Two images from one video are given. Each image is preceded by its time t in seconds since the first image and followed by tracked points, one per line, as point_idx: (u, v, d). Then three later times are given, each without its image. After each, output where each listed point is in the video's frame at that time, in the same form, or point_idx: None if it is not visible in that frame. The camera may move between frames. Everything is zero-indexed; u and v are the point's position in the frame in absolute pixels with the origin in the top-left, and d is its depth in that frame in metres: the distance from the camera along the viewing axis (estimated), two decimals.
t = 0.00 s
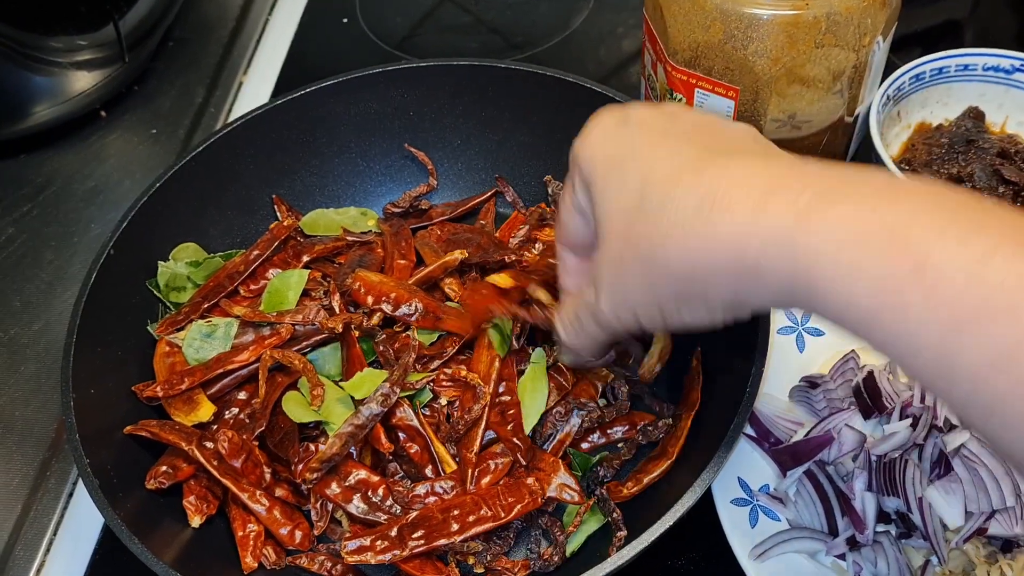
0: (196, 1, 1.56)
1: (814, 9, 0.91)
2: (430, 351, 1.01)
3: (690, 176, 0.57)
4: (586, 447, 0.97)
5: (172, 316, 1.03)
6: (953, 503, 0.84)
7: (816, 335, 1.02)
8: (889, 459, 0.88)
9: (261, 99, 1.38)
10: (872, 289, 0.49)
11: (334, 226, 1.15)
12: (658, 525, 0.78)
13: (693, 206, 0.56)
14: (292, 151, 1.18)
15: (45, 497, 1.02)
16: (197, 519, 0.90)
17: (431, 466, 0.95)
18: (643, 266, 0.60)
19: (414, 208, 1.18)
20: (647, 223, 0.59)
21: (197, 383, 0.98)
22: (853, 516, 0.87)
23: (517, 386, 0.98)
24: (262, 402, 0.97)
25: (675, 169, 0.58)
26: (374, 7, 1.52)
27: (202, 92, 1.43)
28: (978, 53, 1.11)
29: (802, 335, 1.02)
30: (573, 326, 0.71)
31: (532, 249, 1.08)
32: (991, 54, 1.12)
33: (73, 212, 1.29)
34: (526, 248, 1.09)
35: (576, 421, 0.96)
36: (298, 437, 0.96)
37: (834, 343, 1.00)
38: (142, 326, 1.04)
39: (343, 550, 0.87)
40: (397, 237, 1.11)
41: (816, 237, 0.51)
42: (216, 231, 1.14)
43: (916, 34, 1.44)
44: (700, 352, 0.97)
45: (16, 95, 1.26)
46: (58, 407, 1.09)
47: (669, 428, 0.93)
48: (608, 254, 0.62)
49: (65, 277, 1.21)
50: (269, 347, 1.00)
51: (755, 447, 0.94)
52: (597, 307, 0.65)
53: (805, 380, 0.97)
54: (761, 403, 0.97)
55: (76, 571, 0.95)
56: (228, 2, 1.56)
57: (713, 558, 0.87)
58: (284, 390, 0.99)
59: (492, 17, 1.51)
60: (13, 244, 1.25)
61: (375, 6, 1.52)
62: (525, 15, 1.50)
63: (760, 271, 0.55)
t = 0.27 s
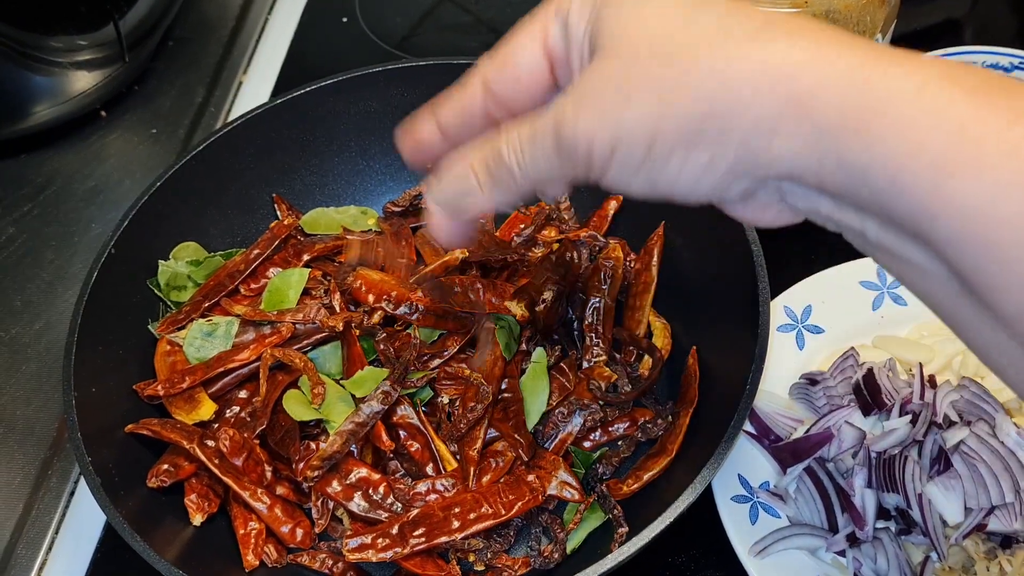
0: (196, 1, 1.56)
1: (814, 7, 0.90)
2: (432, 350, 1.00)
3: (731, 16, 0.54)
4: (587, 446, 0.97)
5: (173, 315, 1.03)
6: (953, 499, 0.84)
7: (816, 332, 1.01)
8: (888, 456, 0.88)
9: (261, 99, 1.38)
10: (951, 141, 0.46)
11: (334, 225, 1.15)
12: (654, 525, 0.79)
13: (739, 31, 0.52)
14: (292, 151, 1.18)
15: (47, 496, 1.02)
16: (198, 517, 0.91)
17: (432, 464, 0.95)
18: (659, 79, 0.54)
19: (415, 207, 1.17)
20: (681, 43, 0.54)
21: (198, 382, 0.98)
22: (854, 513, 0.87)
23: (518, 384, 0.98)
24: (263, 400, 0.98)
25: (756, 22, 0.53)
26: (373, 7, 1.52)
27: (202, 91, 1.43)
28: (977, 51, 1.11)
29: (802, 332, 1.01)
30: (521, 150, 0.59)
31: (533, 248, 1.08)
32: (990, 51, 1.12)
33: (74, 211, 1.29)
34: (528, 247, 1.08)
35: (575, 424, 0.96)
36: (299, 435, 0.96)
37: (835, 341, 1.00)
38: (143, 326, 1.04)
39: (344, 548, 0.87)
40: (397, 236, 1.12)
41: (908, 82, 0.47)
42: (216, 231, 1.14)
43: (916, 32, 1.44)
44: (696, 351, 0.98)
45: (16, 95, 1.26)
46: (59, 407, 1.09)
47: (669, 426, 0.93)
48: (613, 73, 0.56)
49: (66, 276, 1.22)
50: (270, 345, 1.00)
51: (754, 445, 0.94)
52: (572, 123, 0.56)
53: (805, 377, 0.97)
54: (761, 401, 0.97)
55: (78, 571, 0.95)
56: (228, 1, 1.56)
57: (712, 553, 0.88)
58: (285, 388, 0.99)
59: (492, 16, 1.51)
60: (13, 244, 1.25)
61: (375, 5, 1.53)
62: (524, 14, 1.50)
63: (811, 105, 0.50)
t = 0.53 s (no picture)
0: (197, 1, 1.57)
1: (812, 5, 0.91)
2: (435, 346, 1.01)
3: None
4: (587, 441, 0.98)
5: (176, 312, 1.04)
6: (951, 493, 0.85)
7: (816, 328, 1.01)
8: (887, 450, 0.88)
9: (262, 99, 1.38)
10: None
11: (336, 223, 1.16)
12: (655, 519, 0.79)
13: None
14: (294, 149, 1.18)
15: (51, 492, 1.02)
16: (201, 513, 0.91)
17: (433, 459, 0.96)
18: None
19: (415, 205, 1.18)
20: None
21: (200, 378, 0.99)
22: (852, 507, 0.87)
23: (519, 380, 0.98)
24: (266, 396, 1.00)
25: None
26: (374, 6, 1.53)
27: (203, 91, 1.44)
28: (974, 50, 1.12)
29: (801, 328, 1.01)
30: None
31: (534, 246, 1.08)
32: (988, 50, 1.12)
33: (77, 210, 1.30)
34: (529, 245, 1.09)
35: (577, 420, 0.96)
36: (301, 431, 0.98)
37: (835, 336, 1.00)
38: (145, 323, 1.05)
39: (346, 543, 0.87)
40: (399, 234, 1.12)
41: None
42: (218, 229, 1.14)
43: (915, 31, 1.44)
44: (695, 347, 0.99)
45: (20, 94, 1.27)
46: (62, 404, 1.10)
47: (668, 421, 0.94)
48: None
49: (69, 275, 1.22)
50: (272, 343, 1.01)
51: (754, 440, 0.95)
52: None
53: (804, 373, 0.97)
54: (759, 396, 0.97)
55: (82, 566, 0.96)
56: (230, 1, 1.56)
57: (710, 547, 0.90)
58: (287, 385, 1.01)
59: (492, 15, 1.52)
60: (16, 243, 1.26)
61: (377, 5, 1.53)
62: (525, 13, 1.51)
63: None
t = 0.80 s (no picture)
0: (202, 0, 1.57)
1: (815, 4, 0.92)
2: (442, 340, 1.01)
3: None
4: (592, 437, 0.98)
5: (183, 309, 1.04)
6: (953, 487, 0.85)
7: (819, 324, 1.01)
8: (889, 445, 0.89)
9: (267, 97, 1.39)
10: None
11: (342, 221, 1.16)
12: (664, 510, 0.80)
13: None
14: (300, 148, 1.19)
15: (58, 488, 1.03)
16: (209, 507, 0.92)
17: (439, 454, 0.96)
18: None
19: (421, 203, 1.18)
20: None
21: (208, 374, 0.99)
22: (855, 501, 0.88)
23: (524, 376, 0.98)
24: (273, 391, 0.99)
25: None
26: (378, 5, 1.54)
27: (208, 90, 1.44)
28: (974, 48, 1.13)
29: (804, 324, 1.01)
30: None
31: (539, 243, 1.09)
32: (988, 48, 1.13)
33: (83, 208, 1.31)
34: (533, 242, 1.09)
35: (582, 414, 0.97)
36: (308, 427, 0.98)
37: (838, 332, 1.01)
38: (153, 319, 1.05)
39: (353, 537, 0.88)
40: (404, 231, 1.13)
41: None
42: (224, 226, 1.15)
43: (915, 31, 1.45)
44: (699, 343, 1.00)
45: (27, 93, 1.28)
46: (69, 400, 1.11)
47: (672, 417, 0.95)
48: None
49: (75, 272, 1.23)
50: (279, 339, 1.01)
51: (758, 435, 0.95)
52: None
53: (807, 368, 0.97)
54: (763, 391, 0.97)
55: (90, 561, 0.97)
56: None
57: (713, 538, 0.93)
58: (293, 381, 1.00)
59: (496, 14, 1.52)
60: (23, 241, 1.27)
61: (381, 4, 1.54)
62: (527, 13, 1.52)
63: None
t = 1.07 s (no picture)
0: None
1: (813, 2, 0.92)
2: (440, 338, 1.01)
3: None
4: (589, 434, 0.99)
5: (182, 306, 1.05)
6: (949, 484, 0.86)
7: (817, 322, 1.01)
8: (886, 442, 0.89)
9: (266, 96, 1.39)
10: None
11: (341, 218, 1.17)
12: (660, 507, 0.81)
13: None
14: (299, 146, 1.19)
15: (58, 484, 1.03)
16: (208, 504, 0.93)
17: (437, 451, 0.96)
18: None
19: (420, 200, 1.19)
20: None
21: (207, 371, 0.99)
22: (851, 498, 0.88)
23: (522, 372, 0.99)
24: (272, 388, 1.00)
25: None
26: (377, 4, 1.54)
27: (207, 89, 1.45)
28: (971, 47, 1.13)
29: (802, 322, 1.01)
30: None
31: (537, 241, 1.09)
32: (985, 47, 1.14)
33: (82, 205, 1.31)
34: (532, 240, 1.10)
35: (580, 412, 0.98)
36: (307, 423, 0.99)
37: (835, 330, 1.01)
38: (152, 316, 1.06)
39: (352, 533, 0.89)
40: (403, 229, 1.13)
41: None
42: (224, 224, 1.15)
43: (913, 30, 1.46)
44: (697, 341, 1.00)
45: (26, 90, 1.28)
46: (69, 397, 1.11)
47: (669, 414, 0.95)
48: None
49: (74, 269, 1.23)
50: (278, 336, 1.02)
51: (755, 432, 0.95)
52: None
53: (804, 365, 0.97)
54: (760, 388, 0.98)
55: (89, 557, 0.97)
56: None
57: (710, 534, 0.93)
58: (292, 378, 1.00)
59: (495, 13, 1.53)
60: (22, 238, 1.27)
61: (380, 3, 1.54)
62: (526, 11, 1.52)
63: None
